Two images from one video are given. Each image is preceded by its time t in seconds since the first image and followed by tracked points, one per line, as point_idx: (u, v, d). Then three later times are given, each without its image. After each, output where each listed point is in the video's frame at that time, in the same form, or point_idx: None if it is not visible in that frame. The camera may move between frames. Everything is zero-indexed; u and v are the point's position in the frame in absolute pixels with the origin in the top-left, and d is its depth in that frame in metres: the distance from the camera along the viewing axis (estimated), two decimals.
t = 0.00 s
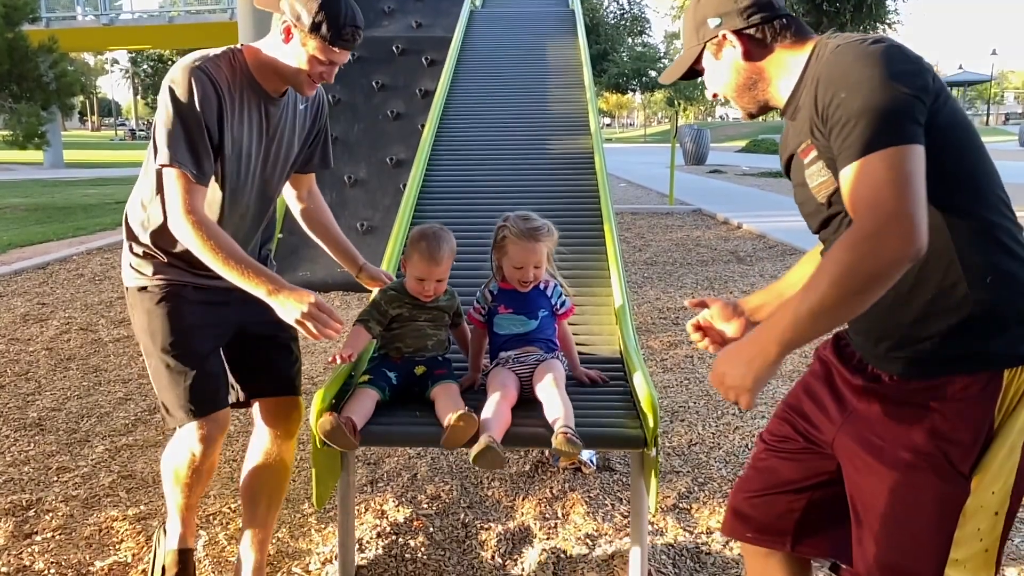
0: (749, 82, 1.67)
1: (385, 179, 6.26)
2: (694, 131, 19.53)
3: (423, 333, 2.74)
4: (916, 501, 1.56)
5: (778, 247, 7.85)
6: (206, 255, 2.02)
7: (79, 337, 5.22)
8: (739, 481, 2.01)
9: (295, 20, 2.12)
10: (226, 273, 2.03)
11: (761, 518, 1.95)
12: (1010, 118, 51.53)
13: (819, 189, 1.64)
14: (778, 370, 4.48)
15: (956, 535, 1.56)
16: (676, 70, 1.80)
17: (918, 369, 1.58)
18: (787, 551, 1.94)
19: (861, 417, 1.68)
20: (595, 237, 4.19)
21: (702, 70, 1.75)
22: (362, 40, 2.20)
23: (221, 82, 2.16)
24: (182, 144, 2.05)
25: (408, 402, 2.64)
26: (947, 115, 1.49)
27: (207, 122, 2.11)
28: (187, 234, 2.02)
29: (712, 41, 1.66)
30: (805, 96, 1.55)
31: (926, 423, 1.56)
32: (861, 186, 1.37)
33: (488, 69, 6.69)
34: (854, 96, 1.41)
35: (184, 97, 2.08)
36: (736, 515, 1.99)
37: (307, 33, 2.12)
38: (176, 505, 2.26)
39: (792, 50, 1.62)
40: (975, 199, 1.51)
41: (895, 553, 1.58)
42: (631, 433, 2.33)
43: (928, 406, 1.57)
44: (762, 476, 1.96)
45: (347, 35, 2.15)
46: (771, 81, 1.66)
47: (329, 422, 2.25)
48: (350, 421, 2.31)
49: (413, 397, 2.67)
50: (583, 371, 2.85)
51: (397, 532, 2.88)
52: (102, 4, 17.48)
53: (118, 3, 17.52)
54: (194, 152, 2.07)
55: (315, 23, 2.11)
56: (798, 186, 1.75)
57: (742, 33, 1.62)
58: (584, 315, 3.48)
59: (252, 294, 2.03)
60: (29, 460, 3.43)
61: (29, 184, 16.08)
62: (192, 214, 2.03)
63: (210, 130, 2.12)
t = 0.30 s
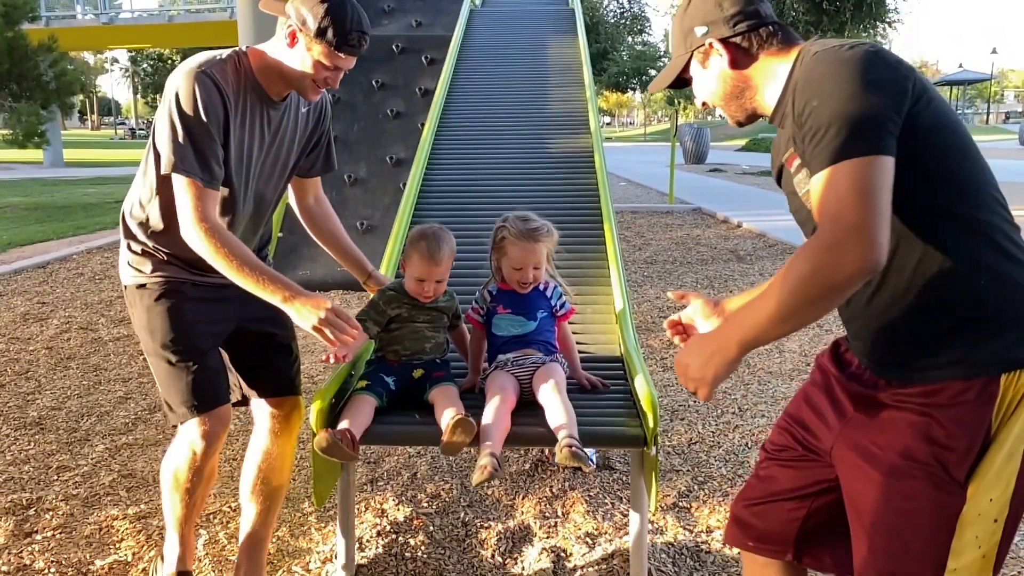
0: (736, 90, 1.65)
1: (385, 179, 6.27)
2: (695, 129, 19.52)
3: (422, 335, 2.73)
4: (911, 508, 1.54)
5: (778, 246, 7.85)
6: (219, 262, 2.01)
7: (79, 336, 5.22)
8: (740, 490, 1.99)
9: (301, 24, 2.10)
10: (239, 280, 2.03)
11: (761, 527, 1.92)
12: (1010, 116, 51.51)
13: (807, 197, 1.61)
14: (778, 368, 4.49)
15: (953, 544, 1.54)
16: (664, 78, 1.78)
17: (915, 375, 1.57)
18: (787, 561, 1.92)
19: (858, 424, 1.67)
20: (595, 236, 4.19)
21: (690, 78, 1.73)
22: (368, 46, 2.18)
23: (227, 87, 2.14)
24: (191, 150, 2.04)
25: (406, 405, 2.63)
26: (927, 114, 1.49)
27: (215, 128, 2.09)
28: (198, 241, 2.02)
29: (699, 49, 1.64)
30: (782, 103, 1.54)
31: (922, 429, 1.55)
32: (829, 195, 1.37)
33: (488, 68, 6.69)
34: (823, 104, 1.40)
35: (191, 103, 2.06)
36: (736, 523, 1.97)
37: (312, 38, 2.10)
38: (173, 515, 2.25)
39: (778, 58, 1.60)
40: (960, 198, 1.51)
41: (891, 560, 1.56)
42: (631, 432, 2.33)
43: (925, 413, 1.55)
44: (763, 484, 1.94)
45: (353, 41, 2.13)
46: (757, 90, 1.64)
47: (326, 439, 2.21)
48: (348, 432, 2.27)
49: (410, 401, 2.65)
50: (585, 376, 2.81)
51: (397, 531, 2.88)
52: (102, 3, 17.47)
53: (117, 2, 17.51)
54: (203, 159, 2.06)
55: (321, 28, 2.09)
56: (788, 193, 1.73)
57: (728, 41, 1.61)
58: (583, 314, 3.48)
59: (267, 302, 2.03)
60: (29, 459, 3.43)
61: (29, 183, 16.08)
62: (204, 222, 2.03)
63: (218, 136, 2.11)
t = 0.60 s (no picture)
0: (723, 99, 1.64)
1: (385, 178, 6.27)
2: (694, 128, 19.51)
3: (421, 337, 2.71)
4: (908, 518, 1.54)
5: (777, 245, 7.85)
6: (233, 270, 1.97)
7: (79, 335, 5.22)
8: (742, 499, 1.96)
9: (306, 30, 2.09)
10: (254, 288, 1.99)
11: (761, 538, 1.90)
12: (1010, 115, 51.49)
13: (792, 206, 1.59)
14: (778, 368, 4.49)
15: (948, 555, 1.54)
16: (653, 90, 1.77)
17: (909, 381, 1.55)
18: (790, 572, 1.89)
19: (853, 432, 1.65)
20: (595, 235, 4.19)
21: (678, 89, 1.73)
22: (373, 53, 2.17)
23: (233, 92, 2.11)
24: (202, 157, 2.00)
25: (404, 409, 2.61)
26: (908, 116, 1.48)
27: (223, 133, 2.06)
28: (210, 248, 1.98)
29: (687, 59, 1.63)
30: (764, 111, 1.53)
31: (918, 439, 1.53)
32: (802, 206, 1.36)
33: (488, 68, 6.69)
34: (795, 116, 1.39)
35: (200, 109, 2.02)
36: (738, 534, 1.94)
37: (317, 44, 2.09)
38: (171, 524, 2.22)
39: (765, 68, 1.59)
40: (949, 198, 1.49)
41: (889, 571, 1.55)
42: (630, 432, 2.34)
43: (918, 421, 1.54)
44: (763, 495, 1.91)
45: (358, 47, 2.12)
46: (744, 100, 1.63)
47: (326, 454, 2.21)
48: (345, 443, 2.25)
49: (409, 405, 2.63)
50: (585, 380, 2.77)
51: (397, 530, 2.88)
52: (101, 3, 17.45)
53: (117, 1, 17.49)
54: (215, 164, 2.02)
55: (326, 34, 2.07)
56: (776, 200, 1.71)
57: (715, 52, 1.60)
58: (583, 314, 3.48)
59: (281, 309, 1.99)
60: (29, 458, 3.43)
61: (29, 182, 16.10)
62: (217, 229, 1.99)
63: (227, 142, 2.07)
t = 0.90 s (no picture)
0: (711, 112, 1.63)
1: (385, 178, 6.27)
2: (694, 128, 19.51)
3: (419, 340, 2.70)
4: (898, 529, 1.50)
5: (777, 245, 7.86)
6: (247, 279, 1.93)
7: (79, 335, 5.22)
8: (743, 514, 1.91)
9: (311, 36, 2.01)
10: (268, 296, 1.96)
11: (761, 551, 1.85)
12: (1010, 114, 51.39)
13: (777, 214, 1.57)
14: (778, 367, 4.49)
15: (938, 566, 1.51)
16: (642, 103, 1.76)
17: (902, 389, 1.51)
18: None
19: (845, 441, 1.61)
20: (595, 235, 4.19)
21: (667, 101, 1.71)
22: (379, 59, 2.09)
23: (240, 98, 2.04)
24: (216, 167, 1.93)
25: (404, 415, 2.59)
26: (888, 120, 1.44)
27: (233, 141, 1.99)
28: (223, 257, 1.93)
29: (675, 71, 1.62)
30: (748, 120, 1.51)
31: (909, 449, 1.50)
32: (773, 218, 1.37)
33: (488, 67, 6.69)
34: (768, 128, 1.38)
35: (211, 117, 1.93)
36: (740, 548, 1.90)
37: (321, 51, 2.01)
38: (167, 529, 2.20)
39: (752, 80, 1.57)
40: (933, 201, 1.46)
41: None
42: (630, 431, 2.34)
43: (909, 430, 1.50)
44: (763, 508, 1.86)
45: (364, 55, 2.04)
46: (732, 112, 1.62)
47: (324, 463, 2.20)
48: (344, 455, 2.25)
49: (409, 409, 2.61)
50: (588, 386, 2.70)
51: (397, 530, 2.88)
52: (100, 3, 17.44)
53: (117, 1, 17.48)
54: (229, 174, 1.95)
55: (332, 41, 1.99)
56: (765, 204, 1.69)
57: (702, 64, 1.59)
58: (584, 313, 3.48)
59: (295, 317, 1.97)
60: (29, 458, 3.43)
61: (29, 182, 16.10)
62: (230, 238, 1.93)
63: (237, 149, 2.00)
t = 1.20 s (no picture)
0: (697, 126, 1.63)
1: (385, 177, 6.27)
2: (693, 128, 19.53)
3: (418, 343, 2.69)
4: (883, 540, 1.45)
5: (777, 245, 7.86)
6: (259, 289, 1.89)
7: (80, 335, 5.22)
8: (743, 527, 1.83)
9: (315, 43, 1.96)
10: (280, 306, 1.92)
11: (762, 566, 1.77)
12: (1009, 114, 51.41)
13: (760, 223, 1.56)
14: (778, 367, 4.49)
15: None
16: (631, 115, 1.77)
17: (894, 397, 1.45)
18: None
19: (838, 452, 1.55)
20: (595, 235, 4.19)
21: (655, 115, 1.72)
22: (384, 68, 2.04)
23: (247, 103, 1.99)
24: (229, 173, 1.87)
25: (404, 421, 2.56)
26: (866, 129, 1.41)
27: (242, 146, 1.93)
28: (234, 266, 1.88)
29: (663, 84, 1.63)
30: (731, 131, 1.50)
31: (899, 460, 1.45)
32: (738, 233, 1.38)
33: (488, 67, 6.69)
34: (739, 144, 1.38)
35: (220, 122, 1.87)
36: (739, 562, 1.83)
37: (325, 58, 1.96)
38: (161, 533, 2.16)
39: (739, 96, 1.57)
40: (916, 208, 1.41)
41: None
42: (630, 430, 2.34)
43: (898, 440, 1.45)
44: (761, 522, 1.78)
45: (370, 63, 1.98)
46: (718, 126, 1.62)
47: (321, 475, 2.20)
48: (342, 468, 2.25)
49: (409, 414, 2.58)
50: (588, 393, 2.68)
51: (397, 530, 2.88)
52: (100, 3, 17.44)
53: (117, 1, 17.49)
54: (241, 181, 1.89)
55: (336, 49, 1.94)
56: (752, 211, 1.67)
57: (690, 77, 1.59)
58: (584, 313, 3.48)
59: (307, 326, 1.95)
60: (30, 457, 3.44)
61: (30, 182, 16.11)
62: (241, 247, 1.87)
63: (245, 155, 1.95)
